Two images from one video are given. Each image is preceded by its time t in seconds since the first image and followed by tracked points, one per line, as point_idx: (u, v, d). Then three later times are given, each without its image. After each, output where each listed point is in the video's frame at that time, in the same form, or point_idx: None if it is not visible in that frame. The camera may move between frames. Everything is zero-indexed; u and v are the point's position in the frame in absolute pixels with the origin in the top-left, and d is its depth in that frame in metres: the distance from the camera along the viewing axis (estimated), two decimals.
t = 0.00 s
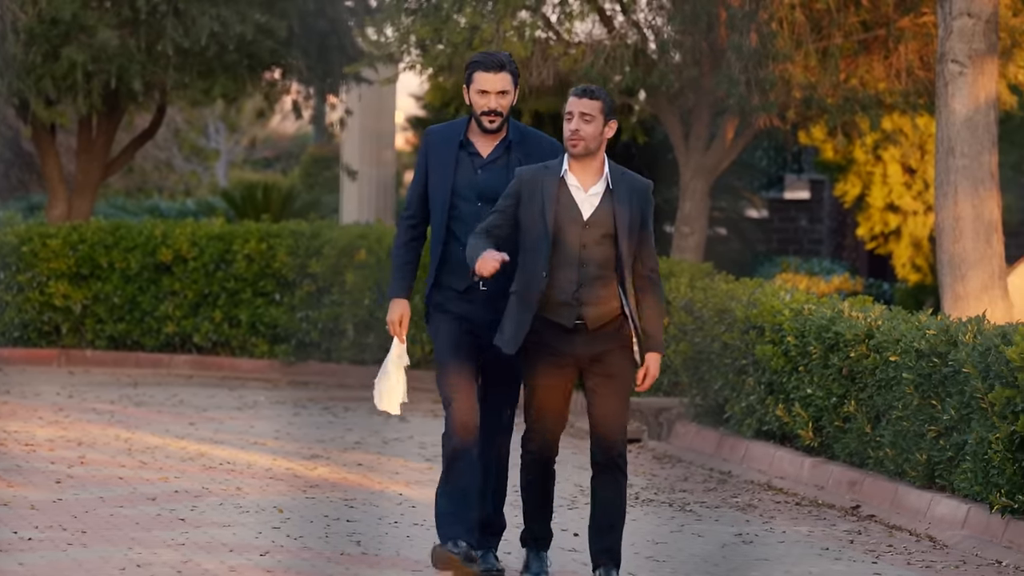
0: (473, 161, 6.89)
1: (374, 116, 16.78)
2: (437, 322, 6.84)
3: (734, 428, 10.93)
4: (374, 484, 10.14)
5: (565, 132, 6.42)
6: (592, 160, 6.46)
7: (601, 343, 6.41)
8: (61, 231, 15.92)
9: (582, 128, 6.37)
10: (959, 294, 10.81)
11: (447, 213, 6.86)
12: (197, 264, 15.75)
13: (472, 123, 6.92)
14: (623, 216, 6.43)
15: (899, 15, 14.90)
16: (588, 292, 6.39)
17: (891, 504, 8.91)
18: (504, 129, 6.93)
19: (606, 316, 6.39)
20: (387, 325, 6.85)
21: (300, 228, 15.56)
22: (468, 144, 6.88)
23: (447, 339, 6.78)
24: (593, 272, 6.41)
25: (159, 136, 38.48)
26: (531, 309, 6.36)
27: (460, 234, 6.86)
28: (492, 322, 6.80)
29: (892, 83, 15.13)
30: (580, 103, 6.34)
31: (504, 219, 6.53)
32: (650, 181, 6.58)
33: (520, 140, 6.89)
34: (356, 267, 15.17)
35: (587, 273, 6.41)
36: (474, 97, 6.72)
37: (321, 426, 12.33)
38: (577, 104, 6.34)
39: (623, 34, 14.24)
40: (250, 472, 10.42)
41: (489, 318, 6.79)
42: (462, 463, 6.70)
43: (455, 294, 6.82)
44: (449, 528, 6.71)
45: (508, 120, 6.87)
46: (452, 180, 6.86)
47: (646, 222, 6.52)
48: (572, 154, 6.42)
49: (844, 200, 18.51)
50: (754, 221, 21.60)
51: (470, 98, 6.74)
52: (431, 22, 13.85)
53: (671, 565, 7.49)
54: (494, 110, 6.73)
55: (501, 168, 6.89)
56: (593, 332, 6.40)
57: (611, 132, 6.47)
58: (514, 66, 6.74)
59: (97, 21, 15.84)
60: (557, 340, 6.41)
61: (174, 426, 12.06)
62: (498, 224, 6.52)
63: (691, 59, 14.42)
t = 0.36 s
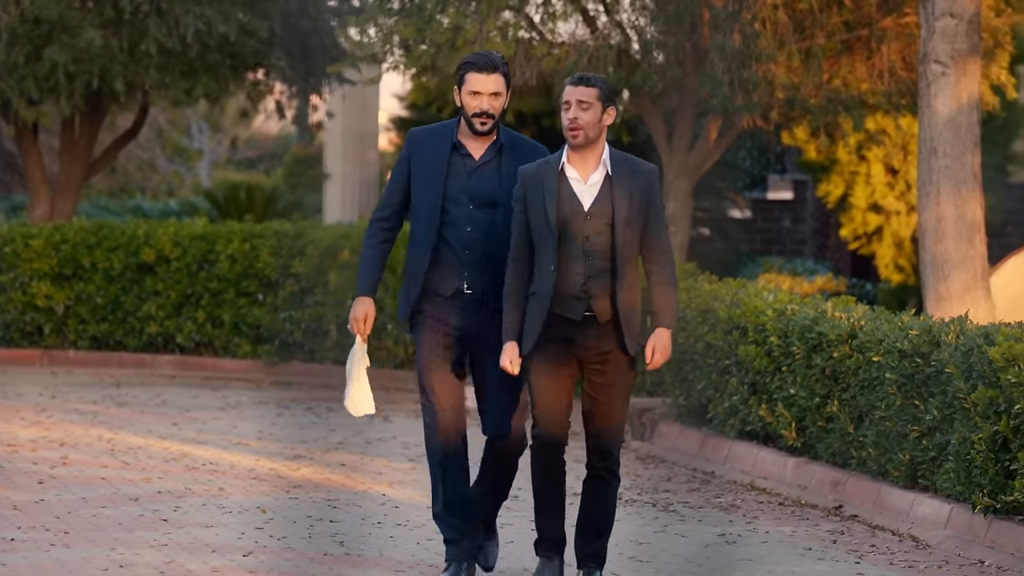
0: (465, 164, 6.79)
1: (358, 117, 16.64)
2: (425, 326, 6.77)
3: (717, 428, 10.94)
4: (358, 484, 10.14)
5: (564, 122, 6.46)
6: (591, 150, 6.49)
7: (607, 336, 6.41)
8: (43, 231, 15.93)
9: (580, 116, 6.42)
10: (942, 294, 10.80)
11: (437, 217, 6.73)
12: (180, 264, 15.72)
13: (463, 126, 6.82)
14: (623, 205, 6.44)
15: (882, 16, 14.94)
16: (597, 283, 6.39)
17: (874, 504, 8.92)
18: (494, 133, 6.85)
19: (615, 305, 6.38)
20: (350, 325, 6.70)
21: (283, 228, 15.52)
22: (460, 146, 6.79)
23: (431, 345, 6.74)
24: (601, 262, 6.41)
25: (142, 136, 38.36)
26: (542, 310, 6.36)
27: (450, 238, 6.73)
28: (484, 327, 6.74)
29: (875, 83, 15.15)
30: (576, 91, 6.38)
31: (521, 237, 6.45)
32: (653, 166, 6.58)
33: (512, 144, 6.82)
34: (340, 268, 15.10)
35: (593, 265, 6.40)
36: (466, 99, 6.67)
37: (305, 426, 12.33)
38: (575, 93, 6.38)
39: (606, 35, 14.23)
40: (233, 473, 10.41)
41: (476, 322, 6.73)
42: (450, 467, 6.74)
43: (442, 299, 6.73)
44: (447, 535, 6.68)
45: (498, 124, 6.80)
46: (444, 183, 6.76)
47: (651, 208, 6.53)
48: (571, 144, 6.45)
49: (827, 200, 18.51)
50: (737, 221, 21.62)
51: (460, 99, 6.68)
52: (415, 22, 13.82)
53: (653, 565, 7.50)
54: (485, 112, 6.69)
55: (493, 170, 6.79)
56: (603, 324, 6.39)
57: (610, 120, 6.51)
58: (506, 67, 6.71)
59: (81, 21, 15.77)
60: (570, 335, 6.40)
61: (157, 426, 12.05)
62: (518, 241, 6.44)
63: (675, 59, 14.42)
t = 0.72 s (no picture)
0: (461, 163, 6.74)
1: (341, 117, 16.64)
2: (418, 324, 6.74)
3: (702, 428, 10.95)
4: (342, 484, 10.12)
5: (551, 125, 6.40)
6: (578, 155, 6.43)
7: (592, 342, 6.39)
8: (27, 231, 15.91)
9: (567, 119, 6.36)
10: (926, 294, 10.81)
11: (432, 218, 6.68)
12: (164, 264, 15.70)
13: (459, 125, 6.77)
14: (609, 211, 6.40)
15: (867, 16, 14.97)
16: (582, 289, 6.35)
17: (858, 504, 8.93)
18: (491, 133, 6.79)
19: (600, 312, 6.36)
20: (354, 288, 6.60)
21: (267, 228, 15.50)
22: (457, 145, 6.75)
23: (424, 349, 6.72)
24: (587, 268, 6.36)
25: (126, 136, 38.26)
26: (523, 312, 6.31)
27: (445, 240, 6.70)
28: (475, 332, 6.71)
29: (860, 84, 15.17)
30: (563, 94, 6.34)
31: (501, 239, 6.41)
32: (639, 171, 6.53)
33: (509, 145, 6.75)
34: (325, 269, 14.99)
35: (578, 270, 6.35)
36: (463, 96, 6.61)
37: (289, 426, 12.31)
38: (561, 95, 6.34)
39: (591, 34, 14.25)
40: (218, 472, 10.39)
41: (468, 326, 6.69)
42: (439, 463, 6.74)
43: (436, 302, 6.70)
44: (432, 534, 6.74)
45: (495, 122, 6.74)
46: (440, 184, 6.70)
47: (636, 213, 6.49)
48: (557, 148, 6.39)
49: (812, 200, 18.53)
50: (721, 221, 21.64)
51: (458, 97, 6.63)
52: (400, 22, 13.82)
53: (638, 565, 7.49)
54: (483, 109, 6.62)
55: (488, 171, 6.74)
56: (587, 329, 6.38)
57: (598, 124, 6.45)
58: (502, 64, 6.64)
59: (65, 20, 15.75)
60: (556, 340, 6.38)
61: (142, 426, 12.02)
62: (498, 247, 6.40)
63: (660, 58, 14.42)
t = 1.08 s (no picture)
0: (463, 159, 6.60)
1: (326, 116, 16.66)
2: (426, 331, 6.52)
3: (687, 428, 10.95)
4: (327, 484, 10.11)
5: (543, 121, 6.24)
6: (571, 151, 6.28)
7: (580, 342, 6.20)
8: (12, 231, 15.88)
9: (560, 116, 6.19)
10: (911, 294, 10.84)
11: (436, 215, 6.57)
12: (149, 264, 15.68)
13: (462, 121, 6.63)
14: (602, 209, 6.25)
15: (851, 16, 14.99)
16: (569, 288, 6.18)
17: (843, 504, 8.93)
18: (494, 126, 6.63)
19: (586, 313, 6.17)
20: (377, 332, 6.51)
21: (252, 228, 15.49)
22: (458, 142, 6.61)
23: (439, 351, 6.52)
24: (576, 267, 6.20)
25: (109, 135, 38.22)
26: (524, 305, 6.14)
27: (452, 237, 6.56)
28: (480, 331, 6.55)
29: (845, 84, 15.21)
30: (558, 90, 6.18)
31: (490, 226, 6.29)
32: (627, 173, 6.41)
33: (512, 137, 6.58)
34: (309, 268, 15.04)
35: (566, 268, 6.19)
36: (464, 89, 6.47)
37: (274, 426, 12.29)
38: (556, 92, 6.18)
39: (576, 34, 14.23)
40: (202, 473, 10.36)
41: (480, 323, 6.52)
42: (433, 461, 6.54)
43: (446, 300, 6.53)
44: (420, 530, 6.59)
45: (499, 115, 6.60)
46: (443, 182, 6.58)
47: (626, 214, 6.35)
48: (550, 144, 6.24)
49: (797, 200, 18.55)
50: (706, 220, 21.66)
51: (459, 91, 6.49)
52: (384, 22, 13.82)
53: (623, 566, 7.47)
54: (485, 102, 6.48)
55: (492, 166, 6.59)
56: (569, 329, 6.18)
57: (592, 122, 6.30)
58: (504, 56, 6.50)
59: (50, 20, 15.75)
60: (542, 342, 6.19)
61: (126, 426, 12.00)
62: (482, 234, 6.28)
63: (644, 58, 14.35)
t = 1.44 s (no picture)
0: (453, 169, 6.41)
1: (312, 116, 16.68)
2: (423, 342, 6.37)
3: (672, 428, 10.96)
4: (312, 484, 10.09)
5: (547, 127, 6.03)
6: (575, 157, 6.04)
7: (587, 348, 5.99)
8: None
9: (562, 121, 6.00)
10: (896, 293, 10.86)
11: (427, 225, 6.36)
12: (134, 264, 15.65)
13: (451, 129, 6.44)
14: (607, 217, 6.00)
15: (836, 16, 15.00)
16: (574, 297, 5.94)
17: (828, 503, 8.94)
18: (484, 135, 6.45)
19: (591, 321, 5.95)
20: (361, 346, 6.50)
21: (237, 228, 15.45)
22: (447, 151, 6.41)
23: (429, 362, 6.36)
24: (581, 275, 5.96)
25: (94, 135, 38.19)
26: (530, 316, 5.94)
27: (443, 246, 6.36)
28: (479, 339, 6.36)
29: (830, 83, 15.23)
30: (561, 95, 5.97)
31: (497, 240, 6.03)
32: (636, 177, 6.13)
33: (502, 144, 6.42)
34: (295, 268, 15.02)
35: (571, 276, 5.95)
36: (457, 97, 6.29)
37: (258, 426, 12.27)
38: (559, 97, 5.97)
39: (561, 34, 14.23)
40: (187, 473, 10.34)
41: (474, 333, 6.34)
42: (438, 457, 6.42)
43: (438, 310, 6.35)
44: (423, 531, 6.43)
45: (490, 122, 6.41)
46: (433, 191, 6.39)
47: (634, 220, 6.08)
48: (552, 150, 6.04)
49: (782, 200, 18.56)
50: (692, 221, 21.66)
51: (453, 99, 6.31)
52: (369, 22, 13.81)
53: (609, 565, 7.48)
54: (480, 109, 6.31)
55: (483, 174, 6.41)
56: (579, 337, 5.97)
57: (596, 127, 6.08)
58: (493, 61, 6.32)
59: (34, 20, 15.70)
60: (550, 354, 5.98)
61: (111, 427, 11.97)
62: (492, 249, 6.03)
63: (629, 58, 14.38)
